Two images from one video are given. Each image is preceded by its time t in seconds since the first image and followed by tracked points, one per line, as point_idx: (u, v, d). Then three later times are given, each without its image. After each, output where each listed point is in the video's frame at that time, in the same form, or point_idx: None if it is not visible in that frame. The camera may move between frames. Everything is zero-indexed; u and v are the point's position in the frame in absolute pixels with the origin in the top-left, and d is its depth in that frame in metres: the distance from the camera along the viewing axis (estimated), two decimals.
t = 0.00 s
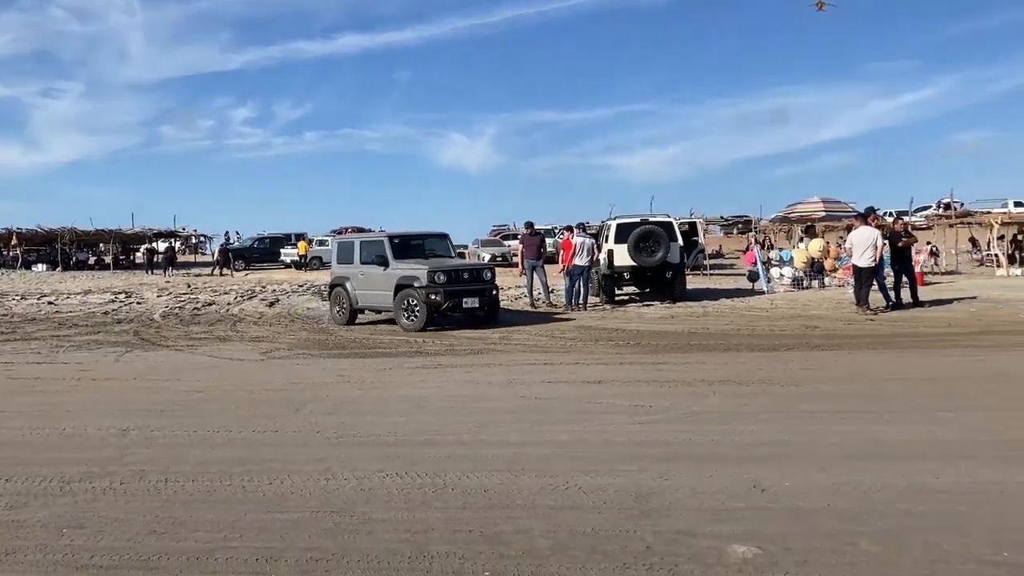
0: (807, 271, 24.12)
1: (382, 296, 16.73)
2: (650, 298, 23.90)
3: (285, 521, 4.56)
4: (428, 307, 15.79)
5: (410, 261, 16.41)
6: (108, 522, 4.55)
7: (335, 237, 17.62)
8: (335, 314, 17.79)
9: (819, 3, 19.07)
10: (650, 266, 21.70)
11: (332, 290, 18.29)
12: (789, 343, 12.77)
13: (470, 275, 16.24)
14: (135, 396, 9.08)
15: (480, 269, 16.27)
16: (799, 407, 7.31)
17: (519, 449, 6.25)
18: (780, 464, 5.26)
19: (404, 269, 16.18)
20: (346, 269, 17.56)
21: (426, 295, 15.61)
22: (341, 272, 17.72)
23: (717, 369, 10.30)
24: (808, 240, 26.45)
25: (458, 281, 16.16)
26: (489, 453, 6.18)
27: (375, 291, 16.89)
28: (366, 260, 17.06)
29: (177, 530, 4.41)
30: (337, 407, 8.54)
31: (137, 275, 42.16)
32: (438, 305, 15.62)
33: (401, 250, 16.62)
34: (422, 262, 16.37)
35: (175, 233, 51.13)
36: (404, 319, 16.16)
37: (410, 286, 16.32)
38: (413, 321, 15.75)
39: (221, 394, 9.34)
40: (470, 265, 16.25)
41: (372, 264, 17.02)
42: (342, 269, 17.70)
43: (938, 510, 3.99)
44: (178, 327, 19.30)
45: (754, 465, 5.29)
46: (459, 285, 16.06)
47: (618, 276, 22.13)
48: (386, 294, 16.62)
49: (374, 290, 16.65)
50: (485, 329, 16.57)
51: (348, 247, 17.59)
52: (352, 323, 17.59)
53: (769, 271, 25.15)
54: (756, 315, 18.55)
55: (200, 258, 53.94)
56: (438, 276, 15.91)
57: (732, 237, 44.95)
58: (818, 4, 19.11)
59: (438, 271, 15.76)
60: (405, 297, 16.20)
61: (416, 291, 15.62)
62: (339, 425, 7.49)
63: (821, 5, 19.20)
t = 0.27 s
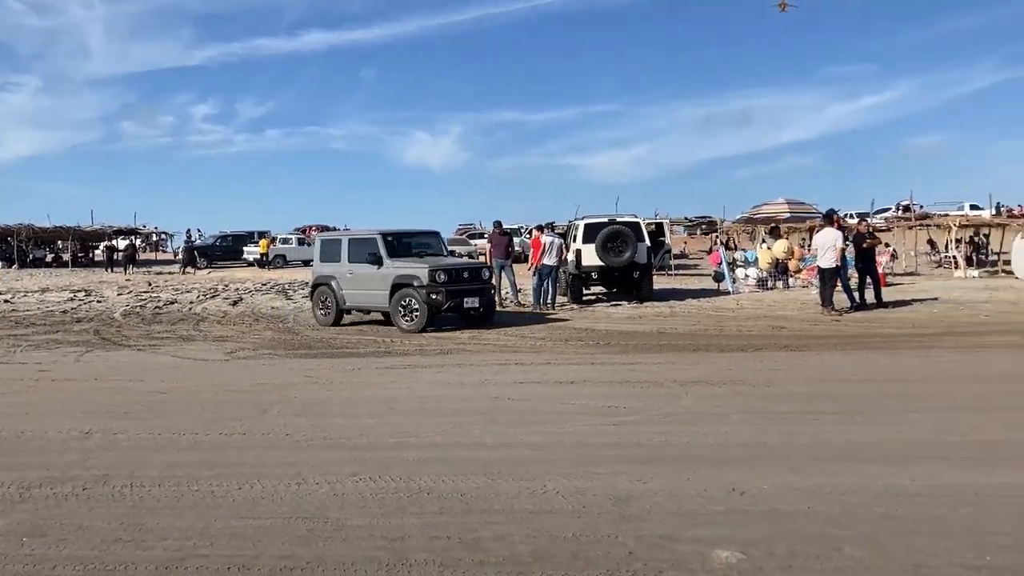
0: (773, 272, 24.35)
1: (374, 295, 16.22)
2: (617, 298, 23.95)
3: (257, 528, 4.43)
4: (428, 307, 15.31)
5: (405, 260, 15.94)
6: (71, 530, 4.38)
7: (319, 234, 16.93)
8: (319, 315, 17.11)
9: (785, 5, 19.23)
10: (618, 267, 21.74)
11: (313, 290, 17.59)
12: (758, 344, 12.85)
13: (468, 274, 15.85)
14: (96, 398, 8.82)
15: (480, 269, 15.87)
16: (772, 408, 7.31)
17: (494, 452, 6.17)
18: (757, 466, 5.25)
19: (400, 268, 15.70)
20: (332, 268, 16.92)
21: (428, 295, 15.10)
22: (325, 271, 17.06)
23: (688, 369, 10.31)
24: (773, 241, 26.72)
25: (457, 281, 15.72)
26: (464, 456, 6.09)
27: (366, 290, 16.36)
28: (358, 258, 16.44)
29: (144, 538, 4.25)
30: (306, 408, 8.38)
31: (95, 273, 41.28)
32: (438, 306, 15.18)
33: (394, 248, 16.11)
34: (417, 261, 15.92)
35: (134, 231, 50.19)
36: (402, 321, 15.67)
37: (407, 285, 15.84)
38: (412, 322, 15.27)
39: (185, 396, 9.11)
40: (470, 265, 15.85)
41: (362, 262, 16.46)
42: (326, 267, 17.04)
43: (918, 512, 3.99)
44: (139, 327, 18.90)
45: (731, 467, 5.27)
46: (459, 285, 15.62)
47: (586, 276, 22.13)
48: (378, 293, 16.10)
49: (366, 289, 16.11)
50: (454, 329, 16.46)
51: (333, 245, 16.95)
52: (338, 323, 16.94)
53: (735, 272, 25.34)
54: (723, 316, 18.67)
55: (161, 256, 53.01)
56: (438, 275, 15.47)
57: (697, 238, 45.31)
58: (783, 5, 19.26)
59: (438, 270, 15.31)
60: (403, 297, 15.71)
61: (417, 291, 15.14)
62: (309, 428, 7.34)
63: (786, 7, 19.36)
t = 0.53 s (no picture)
0: (736, 274, 24.62)
1: (369, 295, 15.92)
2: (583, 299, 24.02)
3: (228, 535, 4.34)
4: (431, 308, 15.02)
5: (404, 260, 15.64)
6: (33, 539, 4.24)
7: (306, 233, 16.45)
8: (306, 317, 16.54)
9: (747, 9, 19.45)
10: (584, 268, 21.80)
11: (298, 292, 17.02)
12: (723, 345, 12.96)
13: (469, 275, 15.75)
14: (54, 400, 8.59)
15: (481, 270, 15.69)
16: (741, 410, 7.37)
17: (466, 456, 6.13)
18: (729, 469, 5.28)
19: (400, 268, 15.46)
20: (321, 268, 16.48)
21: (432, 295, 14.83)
22: (313, 271, 16.59)
23: (656, 371, 10.36)
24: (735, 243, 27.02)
25: (458, 282, 15.51)
26: (435, 460, 6.04)
27: (360, 290, 16.02)
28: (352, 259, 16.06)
29: (109, 547, 4.14)
30: (273, 411, 8.25)
31: (50, 272, 40.37)
32: (442, 307, 14.99)
33: (391, 248, 15.82)
34: (417, 261, 15.64)
35: (90, 229, 49.20)
36: (402, 322, 15.34)
37: (407, 286, 15.55)
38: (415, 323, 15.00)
39: (147, 399, 8.92)
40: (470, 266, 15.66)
41: (355, 262, 16.10)
42: (314, 268, 16.57)
43: (889, 515, 4.04)
44: (98, 327, 18.49)
45: (705, 470, 5.29)
46: (460, 287, 15.40)
47: (552, 277, 22.16)
48: (375, 293, 15.80)
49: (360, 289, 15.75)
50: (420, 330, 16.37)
51: (322, 244, 16.52)
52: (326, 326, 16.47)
53: (699, 273, 25.57)
54: (687, 317, 18.83)
55: (118, 254, 52.03)
56: (440, 276, 15.25)
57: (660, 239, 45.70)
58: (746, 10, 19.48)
59: (442, 270, 15.09)
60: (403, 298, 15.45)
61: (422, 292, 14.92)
62: (277, 431, 7.23)
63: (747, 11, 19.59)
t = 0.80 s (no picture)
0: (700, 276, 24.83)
1: (368, 297, 15.53)
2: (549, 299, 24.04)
3: (200, 543, 4.23)
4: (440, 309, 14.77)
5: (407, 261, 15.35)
6: None
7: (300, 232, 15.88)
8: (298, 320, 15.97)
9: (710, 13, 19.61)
10: (551, 269, 21.83)
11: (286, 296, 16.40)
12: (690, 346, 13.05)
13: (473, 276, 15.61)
14: (12, 404, 8.34)
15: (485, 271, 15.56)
16: (713, 412, 7.41)
17: (440, 460, 6.06)
18: (706, 472, 5.28)
19: (406, 268, 15.18)
20: (315, 268, 15.96)
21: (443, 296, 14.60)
22: (305, 271, 16.04)
23: (626, 373, 10.38)
24: (699, 245, 27.27)
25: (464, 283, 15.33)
26: (409, 464, 5.96)
27: (358, 292, 15.60)
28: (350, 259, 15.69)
29: (76, 556, 4.00)
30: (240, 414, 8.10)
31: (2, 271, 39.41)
32: (451, 307, 14.80)
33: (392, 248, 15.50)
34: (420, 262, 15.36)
35: (45, 228, 48.14)
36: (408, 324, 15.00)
37: (411, 287, 15.24)
38: (424, 325, 14.66)
39: (109, 402, 8.70)
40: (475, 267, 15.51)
41: (353, 263, 15.71)
42: (307, 268, 16.03)
43: (867, 517, 4.06)
44: (55, 328, 18.04)
45: (681, 473, 5.30)
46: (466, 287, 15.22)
47: (519, 278, 22.15)
48: (375, 293, 15.46)
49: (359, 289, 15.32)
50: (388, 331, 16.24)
51: (316, 244, 16.03)
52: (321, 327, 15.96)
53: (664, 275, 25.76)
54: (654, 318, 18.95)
55: (74, 253, 50.97)
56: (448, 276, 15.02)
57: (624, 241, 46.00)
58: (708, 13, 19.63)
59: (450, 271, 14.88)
60: (407, 300, 15.10)
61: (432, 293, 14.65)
62: (245, 435, 7.09)
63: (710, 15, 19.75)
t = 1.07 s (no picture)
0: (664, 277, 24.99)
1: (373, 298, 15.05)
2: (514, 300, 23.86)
3: (176, 548, 4.14)
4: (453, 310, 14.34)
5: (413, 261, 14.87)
6: None
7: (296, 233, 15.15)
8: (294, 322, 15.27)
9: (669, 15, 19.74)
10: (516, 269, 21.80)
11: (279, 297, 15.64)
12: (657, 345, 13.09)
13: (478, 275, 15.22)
14: None
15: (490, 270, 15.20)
16: (688, 412, 7.44)
17: (417, 462, 6.01)
18: (684, 473, 5.31)
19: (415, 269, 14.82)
20: (313, 269, 15.28)
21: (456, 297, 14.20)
22: (302, 272, 15.35)
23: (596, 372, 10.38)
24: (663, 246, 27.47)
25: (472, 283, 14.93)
26: (386, 466, 5.90)
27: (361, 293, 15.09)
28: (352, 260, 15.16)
29: (49, 564, 3.89)
30: (208, 416, 7.96)
31: None
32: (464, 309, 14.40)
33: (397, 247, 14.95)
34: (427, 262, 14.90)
35: None
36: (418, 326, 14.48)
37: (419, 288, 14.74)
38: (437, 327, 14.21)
39: (72, 405, 8.48)
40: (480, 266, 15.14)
41: (353, 263, 15.16)
42: (304, 269, 15.33)
43: (848, 517, 4.11)
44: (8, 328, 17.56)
45: (662, 474, 5.31)
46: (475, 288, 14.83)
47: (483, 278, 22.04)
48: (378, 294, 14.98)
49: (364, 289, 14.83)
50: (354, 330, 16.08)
51: (313, 245, 15.37)
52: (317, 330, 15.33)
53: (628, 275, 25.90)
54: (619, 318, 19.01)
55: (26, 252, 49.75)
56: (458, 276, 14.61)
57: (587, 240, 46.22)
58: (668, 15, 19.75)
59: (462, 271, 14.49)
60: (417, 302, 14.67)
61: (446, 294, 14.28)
62: (214, 437, 6.97)
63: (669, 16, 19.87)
